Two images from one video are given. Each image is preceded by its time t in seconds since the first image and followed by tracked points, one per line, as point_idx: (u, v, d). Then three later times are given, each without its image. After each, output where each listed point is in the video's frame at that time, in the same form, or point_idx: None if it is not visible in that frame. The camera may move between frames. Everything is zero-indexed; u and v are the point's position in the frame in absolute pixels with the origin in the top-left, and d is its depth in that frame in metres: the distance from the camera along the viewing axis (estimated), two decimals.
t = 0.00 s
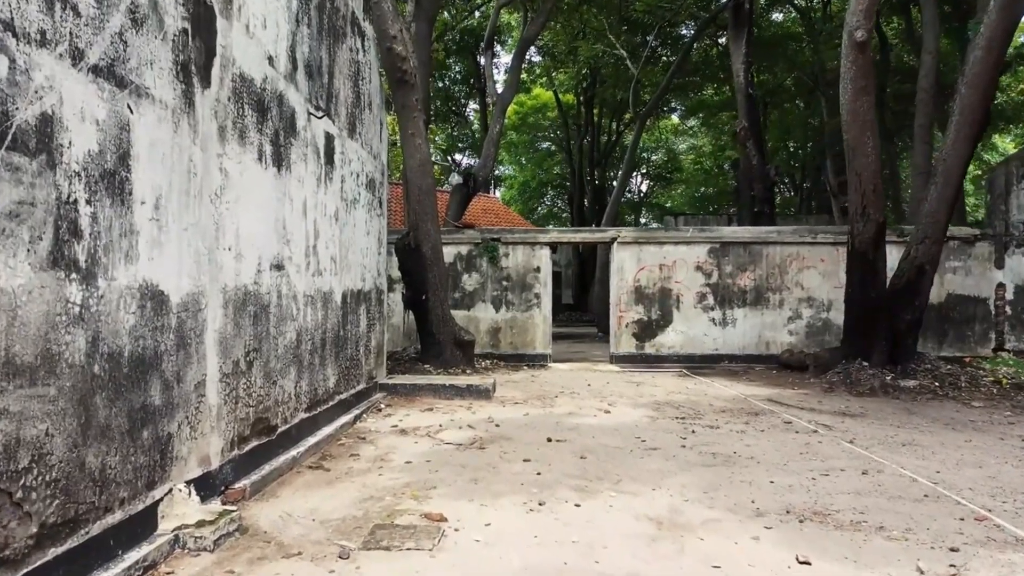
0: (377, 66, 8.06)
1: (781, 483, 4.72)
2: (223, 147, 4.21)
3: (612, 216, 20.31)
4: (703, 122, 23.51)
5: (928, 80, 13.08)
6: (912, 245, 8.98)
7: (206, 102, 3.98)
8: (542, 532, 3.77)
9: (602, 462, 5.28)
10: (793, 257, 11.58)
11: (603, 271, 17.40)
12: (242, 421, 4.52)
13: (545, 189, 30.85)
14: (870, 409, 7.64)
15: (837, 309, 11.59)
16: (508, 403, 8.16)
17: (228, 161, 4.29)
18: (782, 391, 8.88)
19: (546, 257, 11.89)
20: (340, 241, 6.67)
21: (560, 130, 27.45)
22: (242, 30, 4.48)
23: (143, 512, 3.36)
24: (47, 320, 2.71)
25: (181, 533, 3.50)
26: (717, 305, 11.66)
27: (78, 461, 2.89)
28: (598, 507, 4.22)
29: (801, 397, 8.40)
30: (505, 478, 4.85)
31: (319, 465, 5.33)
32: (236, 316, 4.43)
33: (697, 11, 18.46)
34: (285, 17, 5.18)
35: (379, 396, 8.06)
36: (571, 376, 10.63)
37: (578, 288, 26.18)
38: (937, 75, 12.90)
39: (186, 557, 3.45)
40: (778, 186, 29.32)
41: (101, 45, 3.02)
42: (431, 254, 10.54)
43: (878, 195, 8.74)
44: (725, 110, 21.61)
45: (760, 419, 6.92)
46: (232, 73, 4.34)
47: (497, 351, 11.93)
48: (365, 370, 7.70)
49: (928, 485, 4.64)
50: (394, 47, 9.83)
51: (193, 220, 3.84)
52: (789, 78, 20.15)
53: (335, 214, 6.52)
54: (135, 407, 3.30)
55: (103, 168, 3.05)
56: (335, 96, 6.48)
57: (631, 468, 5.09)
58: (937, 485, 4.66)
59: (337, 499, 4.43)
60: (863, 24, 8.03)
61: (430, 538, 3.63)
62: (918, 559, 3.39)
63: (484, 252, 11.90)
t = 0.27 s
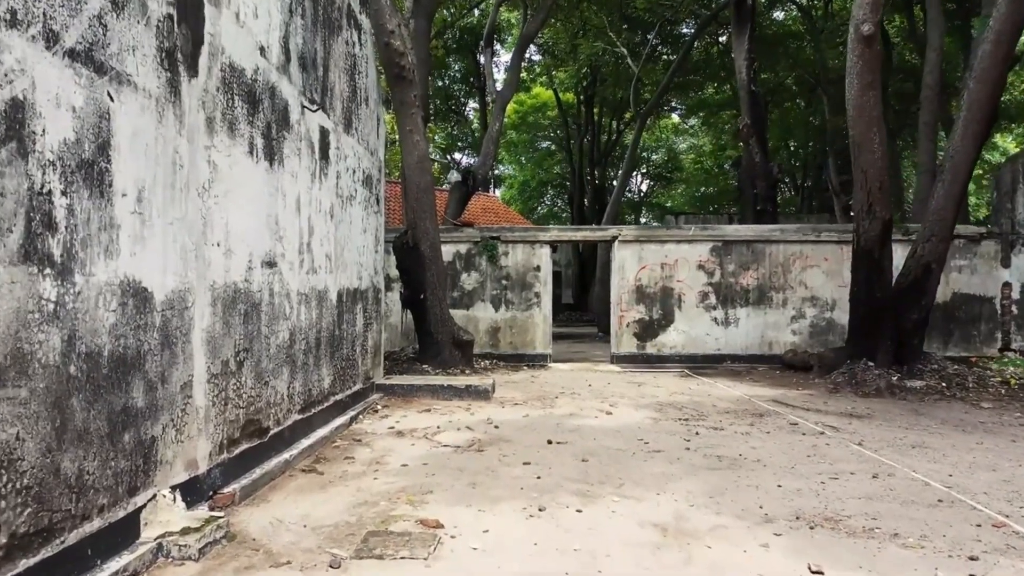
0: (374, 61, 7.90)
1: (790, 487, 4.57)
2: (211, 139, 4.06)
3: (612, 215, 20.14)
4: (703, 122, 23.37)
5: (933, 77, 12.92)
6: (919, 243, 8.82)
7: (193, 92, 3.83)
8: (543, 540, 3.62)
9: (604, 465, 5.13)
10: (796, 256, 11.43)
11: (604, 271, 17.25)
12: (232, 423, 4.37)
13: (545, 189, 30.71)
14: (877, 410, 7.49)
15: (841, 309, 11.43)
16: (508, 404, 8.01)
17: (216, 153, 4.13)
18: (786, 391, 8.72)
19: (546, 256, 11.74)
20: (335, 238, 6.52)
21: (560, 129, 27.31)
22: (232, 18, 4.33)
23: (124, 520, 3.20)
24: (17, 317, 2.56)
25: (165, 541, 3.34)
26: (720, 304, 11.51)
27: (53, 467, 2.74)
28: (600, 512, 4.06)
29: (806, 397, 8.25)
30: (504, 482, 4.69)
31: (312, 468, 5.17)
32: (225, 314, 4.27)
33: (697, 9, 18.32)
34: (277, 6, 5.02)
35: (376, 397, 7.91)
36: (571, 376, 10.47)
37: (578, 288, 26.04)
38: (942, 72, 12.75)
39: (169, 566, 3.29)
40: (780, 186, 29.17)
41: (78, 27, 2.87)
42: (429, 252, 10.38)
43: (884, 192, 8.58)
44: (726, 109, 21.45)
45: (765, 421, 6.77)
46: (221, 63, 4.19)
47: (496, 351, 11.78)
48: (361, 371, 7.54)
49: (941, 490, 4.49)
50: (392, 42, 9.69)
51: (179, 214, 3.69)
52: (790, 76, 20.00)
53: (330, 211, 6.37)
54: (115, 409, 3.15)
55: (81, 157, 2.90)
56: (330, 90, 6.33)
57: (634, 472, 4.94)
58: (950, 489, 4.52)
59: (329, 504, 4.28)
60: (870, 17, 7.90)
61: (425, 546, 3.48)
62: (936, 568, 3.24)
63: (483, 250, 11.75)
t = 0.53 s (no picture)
0: (369, 56, 7.76)
1: (793, 492, 4.42)
2: (194, 132, 3.91)
3: (612, 214, 19.99)
4: (702, 121, 23.22)
5: (936, 74, 12.77)
6: (922, 242, 8.68)
7: (174, 83, 3.69)
8: (537, 549, 3.48)
9: (602, 469, 4.99)
10: (798, 255, 11.28)
11: (603, 271, 17.10)
12: (218, 426, 4.23)
13: (545, 188, 30.57)
14: (881, 411, 7.34)
15: (843, 309, 11.29)
16: (505, 406, 7.86)
17: (200, 147, 3.99)
18: (788, 393, 8.58)
19: (544, 255, 11.60)
20: (327, 236, 6.38)
21: (559, 128, 27.17)
22: (217, 7, 4.18)
23: (98, 530, 3.06)
24: None
25: (142, 551, 3.19)
26: (720, 304, 11.37)
27: (19, 475, 2.60)
28: (598, 520, 3.92)
29: (808, 399, 8.11)
30: (498, 487, 4.55)
31: (302, 473, 5.03)
32: (210, 314, 4.13)
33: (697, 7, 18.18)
34: None
35: (370, 398, 7.77)
36: (570, 377, 10.33)
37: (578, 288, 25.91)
38: (945, 69, 12.60)
39: None
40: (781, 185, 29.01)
41: (47, 11, 2.73)
42: (425, 251, 10.24)
43: (887, 190, 8.45)
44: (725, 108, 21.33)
45: (767, 423, 6.62)
46: (205, 53, 4.04)
47: (494, 351, 11.63)
48: (355, 372, 7.40)
49: (950, 495, 4.34)
50: (388, 37, 9.55)
51: (159, 210, 3.55)
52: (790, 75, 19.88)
53: (322, 208, 6.22)
54: (88, 413, 3.00)
55: (51, 149, 2.76)
56: (322, 84, 6.18)
57: (632, 477, 4.80)
58: (960, 494, 4.37)
59: (317, 511, 4.14)
60: (873, 11, 7.77)
61: (414, 556, 3.34)
62: None
63: (481, 250, 11.60)
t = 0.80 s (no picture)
0: (364, 52, 7.62)
1: (799, 499, 4.29)
2: (179, 127, 3.78)
3: (611, 214, 19.85)
4: (702, 121, 23.09)
5: (939, 71, 12.64)
6: (927, 241, 8.54)
7: (157, 76, 3.55)
8: (535, 560, 3.34)
9: (602, 474, 4.85)
10: (800, 255, 11.15)
11: (604, 271, 16.96)
12: (205, 431, 4.09)
13: (545, 188, 30.44)
14: (886, 414, 7.21)
15: (846, 309, 11.16)
16: (503, 408, 7.73)
17: (186, 142, 3.85)
18: (791, 395, 8.45)
19: (543, 254, 11.46)
20: (321, 235, 6.25)
21: (559, 128, 27.05)
22: None
23: (74, 541, 2.92)
24: None
25: (122, 562, 3.01)
26: (721, 304, 11.23)
27: None
28: (597, 528, 3.79)
29: (811, 401, 7.98)
30: (495, 494, 4.42)
31: (294, 478, 4.89)
32: (197, 315, 3.99)
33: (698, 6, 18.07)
34: None
35: (366, 400, 7.63)
36: (569, 379, 10.19)
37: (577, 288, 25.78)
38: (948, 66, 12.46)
39: None
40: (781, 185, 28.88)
41: None
42: (422, 251, 10.10)
43: (892, 188, 8.31)
44: (726, 108, 21.21)
45: (770, 426, 6.49)
46: (191, 45, 3.91)
47: (492, 352, 11.49)
48: (351, 374, 7.26)
49: (961, 502, 4.20)
50: (384, 34, 9.42)
51: (141, 207, 3.41)
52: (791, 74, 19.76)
53: (315, 206, 6.09)
54: (64, 419, 2.86)
55: (22, 142, 2.62)
56: (316, 80, 6.05)
57: (633, 483, 4.66)
58: (971, 501, 4.24)
59: (307, 519, 4.00)
60: (877, 6, 7.65)
61: (406, 567, 3.20)
62: None
63: (479, 249, 11.47)
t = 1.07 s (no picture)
0: (360, 47, 7.48)
1: (807, 506, 4.15)
2: (165, 121, 3.64)
3: (611, 214, 19.70)
4: (703, 121, 22.95)
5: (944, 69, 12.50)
6: (933, 241, 8.41)
7: (141, 67, 3.41)
8: (534, 571, 3.20)
9: (602, 480, 4.71)
10: (803, 254, 11.01)
11: (604, 272, 16.81)
12: (192, 436, 3.95)
13: (545, 188, 30.30)
14: (893, 416, 7.07)
15: (849, 309, 11.02)
16: (502, 410, 7.59)
17: (172, 137, 3.72)
18: (795, 396, 8.31)
19: (543, 254, 11.32)
20: (316, 234, 6.11)
21: (559, 127, 26.91)
22: None
23: (49, 552, 2.77)
24: None
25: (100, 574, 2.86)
26: (723, 304, 11.09)
27: None
28: (598, 537, 3.65)
29: (816, 403, 7.84)
30: (493, 500, 4.28)
31: (285, 483, 4.75)
32: (184, 315, 3.85)
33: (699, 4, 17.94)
34: None
35: (362, 403, 7.49)
36: (569, 380, 10.06)
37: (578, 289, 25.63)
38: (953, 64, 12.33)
39: None
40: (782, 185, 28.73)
41: None
42: (421, 250, 9.96)
43: (897, 186, 8.17)
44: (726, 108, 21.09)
45: (775, 429, 6.35)
46: (177, 36, 3.77)
47: (491, 353, 11.36)
48: (346, 376, 7.12)
49: (974, 509, 4.07)
50: (381, 30, 9.29)
51: (123, 202, 3.27)
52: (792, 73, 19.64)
53: (309, 204, 5.95)
54: (37, 425, 2.72)
55: None
56: (310, 75, 5.91)
57: (635, 488, 4.52)
58: (985, 508, 4.10)
59: (298, 526, 3.86)
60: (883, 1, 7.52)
61: None
62: None
63: (478, 249, 11.33)
